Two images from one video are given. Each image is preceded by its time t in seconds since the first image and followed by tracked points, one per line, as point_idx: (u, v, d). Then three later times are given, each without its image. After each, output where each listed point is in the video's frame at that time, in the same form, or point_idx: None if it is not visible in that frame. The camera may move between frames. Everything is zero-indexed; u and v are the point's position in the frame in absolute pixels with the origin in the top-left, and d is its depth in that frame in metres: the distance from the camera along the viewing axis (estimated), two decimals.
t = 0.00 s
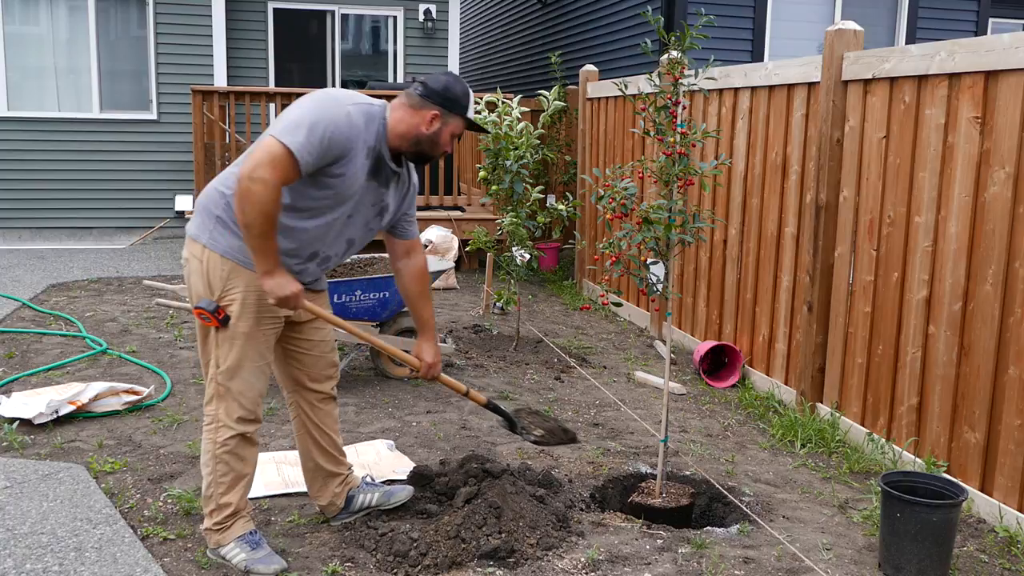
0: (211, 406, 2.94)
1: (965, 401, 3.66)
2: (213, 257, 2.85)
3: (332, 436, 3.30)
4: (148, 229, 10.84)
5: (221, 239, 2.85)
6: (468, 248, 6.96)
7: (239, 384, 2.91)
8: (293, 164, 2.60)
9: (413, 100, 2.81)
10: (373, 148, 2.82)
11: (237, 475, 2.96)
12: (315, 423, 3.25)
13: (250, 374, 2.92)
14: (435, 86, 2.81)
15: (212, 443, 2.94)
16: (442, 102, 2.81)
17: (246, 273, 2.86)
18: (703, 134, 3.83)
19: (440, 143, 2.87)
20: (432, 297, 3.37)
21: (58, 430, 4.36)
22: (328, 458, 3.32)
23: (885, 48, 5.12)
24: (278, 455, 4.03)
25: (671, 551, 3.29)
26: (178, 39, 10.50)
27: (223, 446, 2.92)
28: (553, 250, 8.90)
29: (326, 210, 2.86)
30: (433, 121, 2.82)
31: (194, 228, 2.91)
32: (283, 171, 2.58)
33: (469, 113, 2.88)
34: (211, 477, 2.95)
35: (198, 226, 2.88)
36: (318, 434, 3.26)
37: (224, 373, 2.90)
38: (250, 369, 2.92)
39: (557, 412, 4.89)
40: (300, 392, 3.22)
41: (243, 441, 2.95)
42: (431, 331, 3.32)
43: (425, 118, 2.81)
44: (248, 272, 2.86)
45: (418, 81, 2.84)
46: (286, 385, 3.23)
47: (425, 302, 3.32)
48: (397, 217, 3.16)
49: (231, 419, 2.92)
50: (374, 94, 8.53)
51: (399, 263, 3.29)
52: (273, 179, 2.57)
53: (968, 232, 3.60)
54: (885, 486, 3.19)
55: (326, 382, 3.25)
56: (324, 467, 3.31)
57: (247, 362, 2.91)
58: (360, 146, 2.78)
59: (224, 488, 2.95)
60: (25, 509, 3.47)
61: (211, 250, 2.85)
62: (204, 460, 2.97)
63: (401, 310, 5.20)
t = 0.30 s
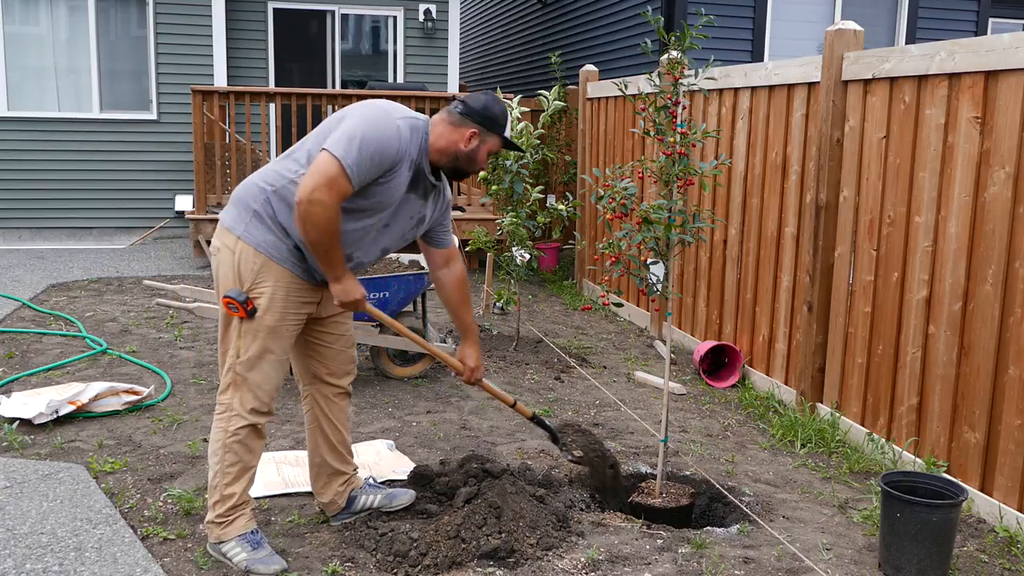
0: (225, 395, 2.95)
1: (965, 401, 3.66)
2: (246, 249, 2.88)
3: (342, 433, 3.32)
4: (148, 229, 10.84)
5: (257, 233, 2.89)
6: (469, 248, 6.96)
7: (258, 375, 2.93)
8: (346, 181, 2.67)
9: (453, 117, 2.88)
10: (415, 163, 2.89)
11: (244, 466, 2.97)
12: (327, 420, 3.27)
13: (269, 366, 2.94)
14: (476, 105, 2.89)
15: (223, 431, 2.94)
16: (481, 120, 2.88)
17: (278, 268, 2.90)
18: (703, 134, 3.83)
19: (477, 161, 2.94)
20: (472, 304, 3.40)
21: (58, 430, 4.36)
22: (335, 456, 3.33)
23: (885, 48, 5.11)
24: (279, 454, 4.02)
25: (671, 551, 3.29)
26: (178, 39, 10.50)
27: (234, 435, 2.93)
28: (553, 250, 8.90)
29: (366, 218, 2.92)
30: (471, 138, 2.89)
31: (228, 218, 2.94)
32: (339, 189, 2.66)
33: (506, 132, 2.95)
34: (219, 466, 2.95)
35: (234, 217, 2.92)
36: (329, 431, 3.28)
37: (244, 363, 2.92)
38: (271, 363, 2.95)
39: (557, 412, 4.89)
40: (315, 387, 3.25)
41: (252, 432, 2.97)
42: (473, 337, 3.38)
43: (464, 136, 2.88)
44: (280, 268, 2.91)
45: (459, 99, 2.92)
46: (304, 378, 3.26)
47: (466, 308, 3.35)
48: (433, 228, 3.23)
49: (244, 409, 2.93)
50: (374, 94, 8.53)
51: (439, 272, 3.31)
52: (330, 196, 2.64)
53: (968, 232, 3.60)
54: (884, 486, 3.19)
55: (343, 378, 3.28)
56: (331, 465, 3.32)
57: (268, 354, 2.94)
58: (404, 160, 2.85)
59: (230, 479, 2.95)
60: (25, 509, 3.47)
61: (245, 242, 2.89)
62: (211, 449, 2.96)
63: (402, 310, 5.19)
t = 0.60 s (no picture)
0: (233, 390, 2.95)
1: (965, 401, 3.66)
2: (260, 245, 2.88)
3: (345, 433, 3.32)
4: (148, 229, 10.84)
5: (271, 229, 2.89)
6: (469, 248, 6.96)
7: (267, 371, 2.93)
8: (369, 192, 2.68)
9: (467, 122, 2.87)
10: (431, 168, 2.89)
11: (249, 462, 2.96)
12: (331, 418, 3.27)
13: (279, 363, 2.95)
14: (490, 110, 2.88)
15: (230, 426, 2.94)
16: (494, 126, 2.87)
17: (291, 265, 2.90)
18: (703, 134, 3.83)
19: (490, 166, 2.93)
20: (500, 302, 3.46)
21: (58, 430, 4.36)
22: (338, 455, 3.33)
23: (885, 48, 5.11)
24: (279, 455, 4.02)
25: (671, 551, 3.29)
26: (178, 39, 10.50)
27: (241, 430, 2.93)
28: (553, 250, 8.90)
29: (382, 220, 2.93)
30: (484, 143, 2.88)
31: (242, 214, 2.93)
32: (364, 200, 2.67)
33: (519, 137, 2.93)
34: (224, 462, 2.94)
35: (249, 212, 2.92)
36: (333, 430, 3.28)
37: (254, 358, 2.92)
38: (281, 358, 2.95)
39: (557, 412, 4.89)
40: (320, 385, 3.25)
41: (259, 428, 2.97)
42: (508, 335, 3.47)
43: (477, 141, 2.87)
44: (293, 265, 2.91)
45: (473, 104, 2.90)
46: (309, 376, 3.26)
47: (496, 308, 3.41)
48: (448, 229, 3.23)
49: (252, 404, 2.93)
50: (374, 94, 8.54)
51: (466, 275, 3.35)
52: (352, 207, 2.65)
53: (968, 232, 3.60)
54: (884, 486, 3.19)
55: (349, 377, 3.28)
56: (333, 463, 3.32)
57: (278, 350, 2.94)
58: (421, 166, 2.85)
59: (235, 474, 2.94)
60: (25, 509, 3.47)
61: (259, 238, 2.88)
62: (217, 443, 2.96)
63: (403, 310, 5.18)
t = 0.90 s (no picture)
0: (232, 390, 2.95)
1: (965, 401, 3.66)
2: (259, 247, 2.88)
3: (345, 432, 3.32)
4: (148, 229, 10.84)
5: (271, 230, 2.89)
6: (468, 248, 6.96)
7: (265, 371, 2.93)
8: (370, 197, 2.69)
9: (468, 127, 2.87)
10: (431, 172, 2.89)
11: (248, 462, 2.97)
12: (330, 419, 3.27)
13: (277, 363, 2.95)
14: (491, 116, 2.87)
15: (228, 427, 2.94)
16: (496, 132, 2.86)
17: (290, 266, 2.90)
18: (703, 133, 3.83)
19: (490, 171, 2.93)
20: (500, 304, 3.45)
21: (58, 430, 4.36)
22: (337, 454, 3.33)
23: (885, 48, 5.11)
24: (279, 455, 4.02)
25: (671, 551, 3.29)
26: (178, 39, 10.50)
27: (240, 431, 2.93)
28: (553, 250, 8.90)
29: (383, 225, 2.93)
30: (485, 149, 2.88)
31: (242, 215, 2.93)
32: (364, 205, 2.67)
33: (520, 143, 2.93)
34: (223, 462, 2.94)
35: (248, 213, 2.91)
36: (332, 429, 3.28)
37: (252, 359, 2.92)
38: (279, 359, 2.95)
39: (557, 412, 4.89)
40: (320, 385, 3.25)
41: (258, 428, 2.97)
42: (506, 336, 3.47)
43: (478, 146, 2.87)
44: (293, 267, 2.90)
45: (475, 110, 2.90)
46: (309, 376, 3.26)
47: (495, 309, 3.41)
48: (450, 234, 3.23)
49: (251, 405, 2.93)
50: (374, 94, 8.53)
51: (466, 275, 3.35)
52: (354, 211, 2.65)
53: (968, 231, 3.60)
54: (884, 486, 3.19)
55: (348, 376, 3.28)
56: (333, 462, 3.32)
57: (278, 351, 2.94)
58: (422, 171, 2.85)
59: (235, 474, 2.95)
60: (25, 509, 3.47)
61: (258, 239, 2.88)
62: (216, 444, 2.96)
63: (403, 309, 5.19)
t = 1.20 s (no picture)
0: (231, 395, 2.95)
1: (965, 401, 3.66)
2: (253, 251, 2.88)
3: (343, 433, 3.32)
4: (148, 229, 10.84)
5: (263, 233, 2.88)
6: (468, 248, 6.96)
7: (264, 376, 2.93)
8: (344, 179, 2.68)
9: (452, 111, 2.88)
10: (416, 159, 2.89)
11: (248, 466, 2.97)
12: (329, 421, 3.27)
13: (275, 366, 2.95)
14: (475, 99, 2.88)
15: (228, 432, 2.94)
16: (481, 114, 2.87)
17: (285, 267, 2.90)
18: (703, 134, 3.83)
19: (478, 156, 2.95)
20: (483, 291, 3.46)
21: (58, 430, 4.36)
22: (336, 455, 3.32)
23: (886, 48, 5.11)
24: (279, 455, 4.03)
25: (671, 551, 3.29)
26: (178, 39, 10.50)
27: (239, 436, 2.93)
28: (553, 250, 8.90)
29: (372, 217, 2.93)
30: (471, 133, 2.89)
31: (234, 220, 2.94)
32: (334, 181, 2.63)
33: (506, 126, 2.94)
34: (222, 467, 2.95)
35: (240, 219, 2.92)
36: (330, 431, 3.28)
37: (251, 363, 2.92)
38: (278, 363, 2.95)
39: (557, 412, 4.89)
40: (316, 388, 3.24)
41: (257, 434, 2.96)
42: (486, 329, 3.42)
43: (464, 131, 2.88)
44: (289, 268, 2.91)
45: (458, 94, 2.91)
46: (306, 379, 3.26)
47: (476, 296, 3.41)
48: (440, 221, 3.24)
49: (250, 410, 2.93)
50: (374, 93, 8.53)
51: (447, 263, 3.37)
52: (330, 192, 2.62)
53: (968, 231, 3.60)
54: (885, 486, 3.19)
55: (344, 378, 3.28)
56: (333, 463, 3.32)
57: (276, 355, 2.94)
58: (406, 158, 2.84)
59: (233, 479, 2.96)
60: (26, 509, 3.47)
61: (251, 243, 2.89)
62: (215, 449, 2.96)
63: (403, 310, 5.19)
